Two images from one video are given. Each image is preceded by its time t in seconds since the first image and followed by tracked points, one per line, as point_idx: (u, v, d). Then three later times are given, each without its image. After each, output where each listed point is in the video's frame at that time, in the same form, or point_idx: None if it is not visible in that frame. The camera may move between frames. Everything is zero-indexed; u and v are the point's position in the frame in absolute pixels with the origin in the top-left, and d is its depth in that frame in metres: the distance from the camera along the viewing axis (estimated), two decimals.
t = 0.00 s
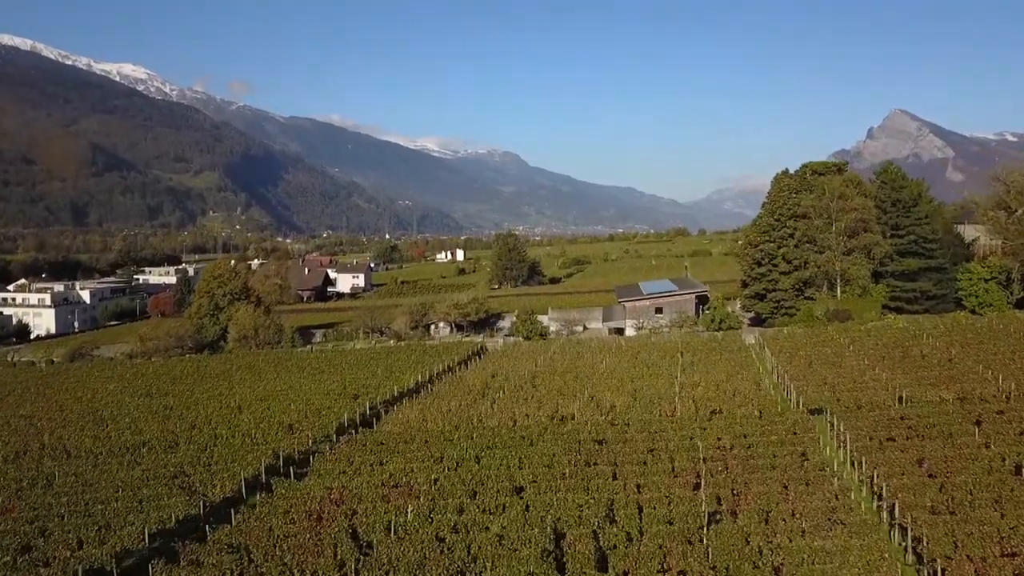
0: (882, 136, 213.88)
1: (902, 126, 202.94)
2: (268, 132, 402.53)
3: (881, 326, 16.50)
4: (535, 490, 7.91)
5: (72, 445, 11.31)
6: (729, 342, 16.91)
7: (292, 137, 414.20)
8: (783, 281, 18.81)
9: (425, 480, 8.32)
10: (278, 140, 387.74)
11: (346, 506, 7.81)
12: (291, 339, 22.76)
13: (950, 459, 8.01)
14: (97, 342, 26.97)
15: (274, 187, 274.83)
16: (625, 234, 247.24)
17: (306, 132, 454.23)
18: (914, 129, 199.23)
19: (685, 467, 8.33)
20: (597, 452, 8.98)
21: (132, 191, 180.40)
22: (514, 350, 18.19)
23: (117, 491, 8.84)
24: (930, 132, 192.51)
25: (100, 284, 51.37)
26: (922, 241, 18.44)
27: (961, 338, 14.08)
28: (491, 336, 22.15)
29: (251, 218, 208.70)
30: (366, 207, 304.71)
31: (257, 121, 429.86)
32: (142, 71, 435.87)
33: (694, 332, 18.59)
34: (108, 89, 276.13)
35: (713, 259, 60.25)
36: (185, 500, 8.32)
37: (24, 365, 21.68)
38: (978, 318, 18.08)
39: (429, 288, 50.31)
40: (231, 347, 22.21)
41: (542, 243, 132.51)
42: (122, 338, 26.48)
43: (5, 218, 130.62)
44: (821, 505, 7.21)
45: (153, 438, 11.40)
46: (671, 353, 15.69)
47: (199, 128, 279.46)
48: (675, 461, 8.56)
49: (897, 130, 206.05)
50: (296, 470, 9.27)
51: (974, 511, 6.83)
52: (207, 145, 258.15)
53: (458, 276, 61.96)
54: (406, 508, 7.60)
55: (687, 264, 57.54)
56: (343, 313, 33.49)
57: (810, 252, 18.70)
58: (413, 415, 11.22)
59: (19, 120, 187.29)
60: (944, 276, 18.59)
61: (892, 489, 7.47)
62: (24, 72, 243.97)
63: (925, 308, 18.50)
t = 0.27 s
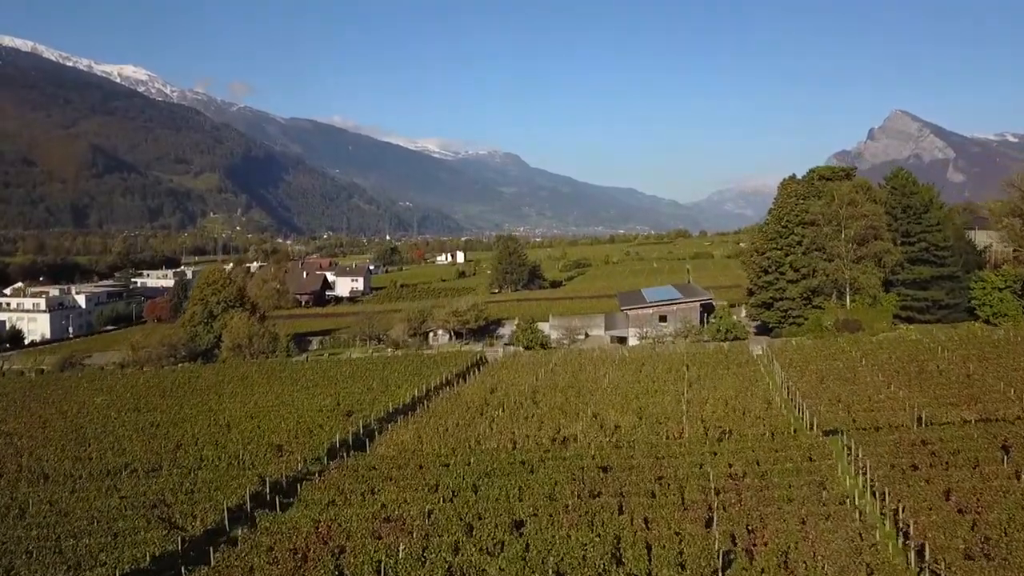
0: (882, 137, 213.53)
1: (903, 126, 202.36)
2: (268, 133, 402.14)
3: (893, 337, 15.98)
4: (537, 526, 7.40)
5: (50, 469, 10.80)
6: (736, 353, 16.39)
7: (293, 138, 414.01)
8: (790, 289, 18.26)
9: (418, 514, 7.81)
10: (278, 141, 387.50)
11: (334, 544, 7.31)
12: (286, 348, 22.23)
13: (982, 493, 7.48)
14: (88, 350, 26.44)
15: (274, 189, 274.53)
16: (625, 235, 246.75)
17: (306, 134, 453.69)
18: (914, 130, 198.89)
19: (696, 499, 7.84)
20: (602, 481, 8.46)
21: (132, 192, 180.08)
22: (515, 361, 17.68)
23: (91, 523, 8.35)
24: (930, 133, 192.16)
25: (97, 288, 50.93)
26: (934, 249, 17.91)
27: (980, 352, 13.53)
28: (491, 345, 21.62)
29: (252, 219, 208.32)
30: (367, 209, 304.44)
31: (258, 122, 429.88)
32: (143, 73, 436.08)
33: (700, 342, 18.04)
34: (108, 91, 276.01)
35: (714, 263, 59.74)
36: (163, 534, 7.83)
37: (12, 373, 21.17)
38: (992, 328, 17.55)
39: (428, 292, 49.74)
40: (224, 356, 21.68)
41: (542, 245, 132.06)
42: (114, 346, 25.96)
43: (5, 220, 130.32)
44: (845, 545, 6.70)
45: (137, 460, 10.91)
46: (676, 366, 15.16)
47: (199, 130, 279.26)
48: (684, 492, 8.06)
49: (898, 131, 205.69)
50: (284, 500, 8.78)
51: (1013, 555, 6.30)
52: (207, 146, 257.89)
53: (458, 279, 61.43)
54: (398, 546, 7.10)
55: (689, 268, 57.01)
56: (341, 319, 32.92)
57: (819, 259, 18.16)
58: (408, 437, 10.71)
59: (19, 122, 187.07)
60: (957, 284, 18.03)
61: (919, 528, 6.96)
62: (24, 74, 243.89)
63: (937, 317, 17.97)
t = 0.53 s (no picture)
0: (883, 138, 213.12)
1: (904, 127, 201.69)
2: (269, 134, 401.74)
3: (908, 351, 15.38)
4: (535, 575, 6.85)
5: (23, 497, 10.25)
6: (744, 367, 15.81)
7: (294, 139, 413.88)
8: (799, 300, 17.66)
9: (409, 559, 7.26)
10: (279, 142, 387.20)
11: None
12: (280, 358, 21.63)
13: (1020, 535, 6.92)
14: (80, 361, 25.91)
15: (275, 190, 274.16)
16: (626, 236, 246.28)
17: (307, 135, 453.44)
18: (916, 131, 198.49)
19: (708, 541, 7.30)
20: (607, 518, 7.91)
21: (133, 193, 179.78)
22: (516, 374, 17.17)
23: (56, 563, 7.81)
24: (932, 134, 191.80)
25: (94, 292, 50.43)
26: (948, 258, 17.29)
27: (1001, 370, 12.93)
28: (491, 356, 21.03)
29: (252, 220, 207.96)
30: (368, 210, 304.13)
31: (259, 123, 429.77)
32: (144, 74, 436.14)
33: (706, 355, 17.44)
34: (109, 92, 275.76)
35: (717, 266, 59.20)
36: None
37: None
38: (1009, 340, 16.94)
39: (426, 297, 49.12)
40: (216, 367, 21.08)
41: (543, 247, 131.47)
42: (106, 357, 25.41)
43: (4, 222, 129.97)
44: None
45: (115, 488, 10.36)
46: (682, 381, 14.58)
47: (200, 131, 279.06)
48: (695, 533, 7.50)
49: (899, 132, 205.29)
50: (268, 538, 8.24)
51: None
52: (207, 147, 257.60)
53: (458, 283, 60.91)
54: None
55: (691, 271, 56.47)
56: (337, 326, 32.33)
57: (828, 269, 17.57)
58: (401, 465, 10.17)
59: (19, 123, 186.85)
60: (971, 294, 17.39)
61: None
62: (25, 75, 243.67)
63: (952, 328, 17.34)
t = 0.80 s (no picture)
0: (884, 138, 212.75)
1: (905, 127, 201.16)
2: (269, 135, 401.38)
3: (921, 365, 14.89)
4: None
5: None
6: (750, 383, 15.31)
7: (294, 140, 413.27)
8: (808, 311, 17.15)
9: None
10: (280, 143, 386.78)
11: None
12: (275, 368, 21.10)
13: None
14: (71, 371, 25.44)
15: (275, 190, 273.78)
16: (627, 236, 245.75)
17: (307, 135, 453.06)
18: (916, 131, 198.15)
19: None
20: (612, 563, 7.43)
21: (133, 194, 179.47)
22: (516, 387, 16.70)
23: None
24: (932, 134, 191.45)
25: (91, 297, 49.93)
26: (961, 268, 16.76)
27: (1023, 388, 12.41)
28: (490, 367, 20.51)
29: (252, 220, 207.59)
30: (368, 211, 303.85)
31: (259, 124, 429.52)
32: (144, 75, 436.04)
33: (712, 369, 16.91)
34: (109, 93, 275.37)
35: (719, 269, 58.75)
36: None
37: None
38: None
39: (425, 301, 48.58)
40: (209, 377, 20.52)
41: (543, 248, 131.00)
42: (97, 368, 24.89)
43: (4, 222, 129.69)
44: None
45: (93, 518, 9.89)
46: (688, 398, 14.07)
47: (200, 131, 278.70)
48: None
49: (899, 132, 204.96)
50: None
51: None
52: (208, 148, 257.15)
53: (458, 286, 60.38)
54: None
55: (692, 275, 55.98)
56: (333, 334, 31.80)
57: (838, 278, 17.02)
58: (394, 496, 9.69)
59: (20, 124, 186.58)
60: (985, 305, 16.88)
61: None
62: (25, 76, 243.40)
63: (965, 341, 16.81)
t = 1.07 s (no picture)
0: (885, 139, 212.40)
1: (906, 128, 200.87)
2: (270, 136, 401.14)
3: (935, 383, 14.36)
4: None
5: None
6: (758, 401, 14.79)
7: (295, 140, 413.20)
8: (816, 324, 16.62)
9: None
10: (280, 144, 386.44)
11: None
12: (269, 381, 20.58)
13: None
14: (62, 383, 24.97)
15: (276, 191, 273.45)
16: (628, 237, 245.26)
17: (308, 136, 452.94)
18: (917, 131, 197.86)
19: None
20: None
21: (133, 195, 179.22)
22: (517, 403, 16.19)
23: None
24: (934, 134, 191.13)
25: (87, 302, 49.45)
26: (976, 280, 16.19)
27: None
28: (489, 380, 19.96)
29: (253, 221, 207.23)
30: (369, 211, 303.62)
31: (260, 125, 429.62)
32: (145, 76, 436.07)
33: (718, 386, 16.38)
34: (110, 93, 275.28)
35: (721, 273, 58.35)
36: None
37: None
38: None
39: (423, 306, 48.08)
40: (201, 391, 19.99)
41: (543, 250, 130.52)
42: (89, 379, 24.39)
43: (4, 223, 129.45)
44: None
45: (71, 553, 9.39)
46: (694, 419, 13.54)
47: (201, 132, 278.53)
48: None
49: (901, 133, 204.68)
50: None
51: None
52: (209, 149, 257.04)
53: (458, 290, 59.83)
54: None
55: (693, 279, 55.47)
56: (329, 342, 31.30)
57: (848, 292, 16.50)
58: (388, 530, 9.23)
59: (21, 125, 186.39)
60: (1001, 319, 16.30)
61: None
62: (26, 77, 243.35)
63: (980, 355, 16.24)
